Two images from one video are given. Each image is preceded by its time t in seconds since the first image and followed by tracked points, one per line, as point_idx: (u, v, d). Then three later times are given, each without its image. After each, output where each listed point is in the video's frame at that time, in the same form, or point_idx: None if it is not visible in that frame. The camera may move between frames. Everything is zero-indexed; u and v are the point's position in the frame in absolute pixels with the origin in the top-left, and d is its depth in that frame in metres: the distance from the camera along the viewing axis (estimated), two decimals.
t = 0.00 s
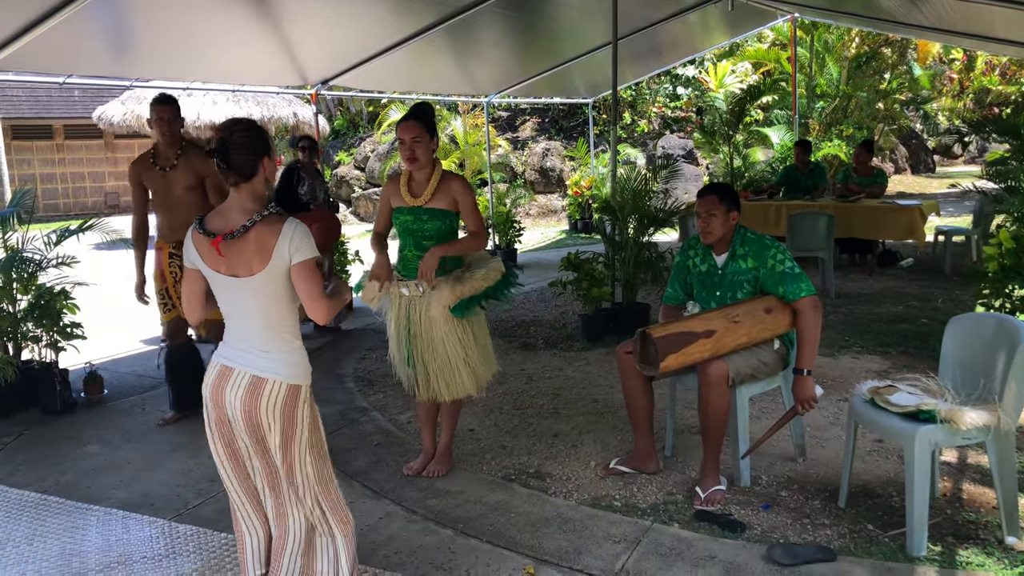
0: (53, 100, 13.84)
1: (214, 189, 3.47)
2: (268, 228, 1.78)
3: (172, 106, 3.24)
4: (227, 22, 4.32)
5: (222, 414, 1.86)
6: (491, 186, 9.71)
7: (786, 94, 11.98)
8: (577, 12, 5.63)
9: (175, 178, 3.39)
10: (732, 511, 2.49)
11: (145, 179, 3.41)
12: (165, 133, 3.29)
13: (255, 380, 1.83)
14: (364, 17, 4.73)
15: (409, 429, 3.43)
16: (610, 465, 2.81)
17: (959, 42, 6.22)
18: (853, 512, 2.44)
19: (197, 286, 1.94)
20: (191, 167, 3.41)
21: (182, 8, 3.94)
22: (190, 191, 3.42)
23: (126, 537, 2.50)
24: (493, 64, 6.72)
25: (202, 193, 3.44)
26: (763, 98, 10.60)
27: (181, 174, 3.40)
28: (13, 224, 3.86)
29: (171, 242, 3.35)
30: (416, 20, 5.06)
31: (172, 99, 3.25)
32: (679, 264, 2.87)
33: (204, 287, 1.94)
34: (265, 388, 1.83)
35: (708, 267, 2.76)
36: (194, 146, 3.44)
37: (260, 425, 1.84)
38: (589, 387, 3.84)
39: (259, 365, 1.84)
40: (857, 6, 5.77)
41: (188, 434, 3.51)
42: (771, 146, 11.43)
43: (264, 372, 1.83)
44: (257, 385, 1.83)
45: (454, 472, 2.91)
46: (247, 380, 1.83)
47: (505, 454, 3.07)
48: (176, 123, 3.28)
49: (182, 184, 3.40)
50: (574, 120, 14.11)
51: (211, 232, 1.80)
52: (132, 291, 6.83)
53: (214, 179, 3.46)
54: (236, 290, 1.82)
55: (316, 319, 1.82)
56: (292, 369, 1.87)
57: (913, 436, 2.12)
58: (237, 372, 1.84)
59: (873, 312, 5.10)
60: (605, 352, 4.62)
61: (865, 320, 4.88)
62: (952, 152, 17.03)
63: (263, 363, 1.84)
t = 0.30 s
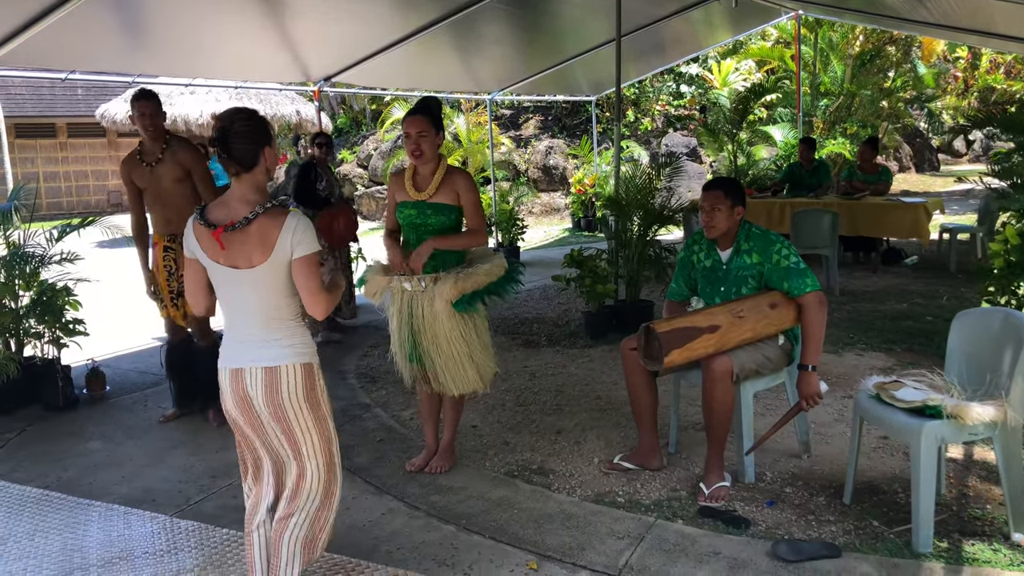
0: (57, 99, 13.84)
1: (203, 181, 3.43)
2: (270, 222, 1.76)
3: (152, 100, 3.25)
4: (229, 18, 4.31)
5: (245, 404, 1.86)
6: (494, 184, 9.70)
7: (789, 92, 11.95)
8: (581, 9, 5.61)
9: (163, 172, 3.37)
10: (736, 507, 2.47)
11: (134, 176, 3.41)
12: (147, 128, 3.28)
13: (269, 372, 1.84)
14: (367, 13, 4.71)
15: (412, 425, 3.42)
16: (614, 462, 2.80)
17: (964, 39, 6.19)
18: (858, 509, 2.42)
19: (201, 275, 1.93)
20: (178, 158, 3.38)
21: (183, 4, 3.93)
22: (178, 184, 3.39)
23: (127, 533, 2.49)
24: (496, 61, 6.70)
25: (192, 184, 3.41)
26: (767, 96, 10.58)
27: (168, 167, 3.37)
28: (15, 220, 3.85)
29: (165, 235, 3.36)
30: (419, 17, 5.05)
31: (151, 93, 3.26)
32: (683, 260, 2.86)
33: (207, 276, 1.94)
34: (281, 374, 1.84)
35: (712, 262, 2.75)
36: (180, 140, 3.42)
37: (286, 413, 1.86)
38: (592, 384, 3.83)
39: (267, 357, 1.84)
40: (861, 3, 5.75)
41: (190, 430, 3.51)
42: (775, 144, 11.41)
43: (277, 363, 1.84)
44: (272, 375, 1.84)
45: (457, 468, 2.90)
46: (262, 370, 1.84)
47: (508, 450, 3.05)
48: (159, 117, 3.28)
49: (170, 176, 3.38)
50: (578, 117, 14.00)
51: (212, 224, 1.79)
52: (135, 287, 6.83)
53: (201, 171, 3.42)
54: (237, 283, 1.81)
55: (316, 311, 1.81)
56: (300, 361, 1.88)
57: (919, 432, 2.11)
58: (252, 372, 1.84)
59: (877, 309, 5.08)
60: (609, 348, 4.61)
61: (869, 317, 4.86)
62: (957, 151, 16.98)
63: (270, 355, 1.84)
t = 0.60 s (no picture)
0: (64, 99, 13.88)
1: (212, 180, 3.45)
2: (281, 222, 1.77)
3: (164, 98, 3.21)
4: (236, 17, 4.31)
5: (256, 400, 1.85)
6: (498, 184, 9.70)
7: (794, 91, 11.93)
8: (587, 9, 5.61)
9: (173, 170, 3.37)
10: (742, 507, 2.47)
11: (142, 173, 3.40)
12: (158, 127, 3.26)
13: (280, 369, 1.84)
14: (373, 12, 4.71)
15: (418, 424, 3.42)
16: (620, 461, 2.80)
17: (970, 38, 6.17)
18: (865, 508, 2.42)
19: (210, 275, 1.93)
20: (189, 157, 3.38)
21: (190, 3, 3.94)
22: (189, 182, 3.39)
23: (134, 531, 2.49)
24: (502, 60, 6.70)
25: (203, 182, 3.42)
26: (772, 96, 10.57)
27: (178, 166, 3.37)
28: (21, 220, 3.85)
29: (175, 235, 3.38)
30: (425, 16, 5.05)
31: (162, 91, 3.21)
32: (689, 259, 2.85)
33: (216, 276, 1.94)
34: (292, 373, 1.85)
35: (719, 261, 2.74)
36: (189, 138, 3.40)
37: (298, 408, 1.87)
38: (598, 383, 3.83)
39: (279, 356, 1.84)
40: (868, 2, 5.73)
41: (196, 428, 3.51)
42: (780, 144, 11.39)
43: (289, 361, 1.85)
44: (285, 374, 1.84)
45: (463, 467, 2.90)
46: (274, 367, 1.84)
47: (514, 449, 3.05)
48: (170, 116, 3.26)
49: (182, 175, 3.38)
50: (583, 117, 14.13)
51: (221, 224, 1.79)
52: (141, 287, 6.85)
53: (211, 170, 3.43)
54: (246, 284, 1.81)
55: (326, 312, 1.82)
56: (314, 358, 1.89)
57: (926, 432, 2.10)
58: (261, 368, 1.84)
59: (883, 309, 5.07)
60: (614, 348, 4.61)
61: (875, 317, 4.85)
62: (962, 151, 16.94)
63: (283, 354, 1.85)
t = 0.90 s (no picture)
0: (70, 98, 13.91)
1: (235, 181, 3.46)
2: (294, 219, 1.77)
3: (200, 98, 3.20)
4: (244, 17, 4.32)
5: (246, 405, 1.85)
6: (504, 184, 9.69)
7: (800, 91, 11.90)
8: (593, 9, 5.60)
9: (199, 170, 3.37)
10: (751, 507, 2.47)
11: (169, 170, 3.40)
12: (190, 124, 3.24)
13: (277, 374, 1.83)
14: (380, 12, 4.72)
15: (424, 424, 3.42)
16: (627, 461, 2.79)
17: (978, 38, 6.15)
18: (873, 509, 2.41)
19: (220, 270, 1.93)
20: (216, 159, 3.38)
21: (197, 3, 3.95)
22: (214, 183, 3.39)
23: (142, 530, 2.50)
24: (508, 60, 6.69)
25: (227, 186, 3.42)
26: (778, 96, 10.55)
27: (206, 165, 3.37)
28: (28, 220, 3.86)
29: (193, 235, 3.38)
30: (431, 16, 5.05)
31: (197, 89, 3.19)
32: (697, 259, 2.85)
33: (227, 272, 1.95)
34: (286, 380, 1.83)
35: (726, 261, 2.74)
36: (218, 137, 3.40)
37: (286, 415, 1.85)
38: (604, 383, 3.82)
39: (278, 358, 1.83)
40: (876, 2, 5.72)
41: (204, 428, 3.52)
42: (786, 144, 11.37)
43: (286, 365, 1.83)
44: (280, 378, 1.83)
45: (469, 467, 2.90)
46: (271, 370, 1.83)
47: (521, 450, 3.05)
48: (202, 115, 3.25)
49: (208, 175, 3.38)
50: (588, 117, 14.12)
51: (232, 223, 1.79)
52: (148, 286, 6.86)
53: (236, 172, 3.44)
54: (255, 279, 1.81)
55: (337, 308, 1.83)
56: (313, 363, 1.87)
57: (935, 433, 2.09)
58: (259, 364, 1.83)
59: (890, 310, 5.06)
60: (620, 348, 4.60)
61: (882, 318, 4.83)
62: (969, 151, 16.88)
63: (281, 356, 1.83)
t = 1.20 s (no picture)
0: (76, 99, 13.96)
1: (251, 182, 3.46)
2: (296, 215, 1.77)
3: (224, 103, 3.16)
4: (250, 17, 4.33)
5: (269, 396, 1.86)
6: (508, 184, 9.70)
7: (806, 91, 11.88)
8: (599, 8, 5.60)
9: (218, 171, 3.37)
10: (757, 505, 2.47)
11: (191, 165, 3.40)
12: (211, 126, 3.22)
13: (290, 363, 1.84)
14: (385, 12, 4.72)
15: (430, 423, 3.43)
16: (633, 460, 2.79)
17: (985, 37, 6.14)
18: (880, 507, 2.41)
19: (226, 268, 1.94)
20: (236, 164, 3.38)
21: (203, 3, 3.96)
22: (230, 186, 3.40)
23: (149, 527, 2.50)
24: (513, 60, 6.70)
25: (242, 190, 3.43)
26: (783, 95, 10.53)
27: (224, 168, 3.37)
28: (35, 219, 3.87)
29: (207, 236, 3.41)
30: (437, 15, 5.05)
31: (223, 92, 3.14)
32: (703, 258, 2.85)
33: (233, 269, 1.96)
34: (303, 367, 1.85)
35: (732, 259, 2.73)
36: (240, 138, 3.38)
37: (313, 408, 1.87)
38: (610, 382, 3.82)
39: (289, 351, 1.84)
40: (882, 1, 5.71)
41: (210, 426, 3.53)
42: (791, 143, 11.34)
43: (298, 356, 1.84)
44: (296, 366, 1.84)
45: (475, 465, 2.90)
46: (285, 360, 1.84)
47: (526, 448, 3.06)
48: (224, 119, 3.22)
49: (225, 178, 3.38)
50: (593, 117, 14.12)
51: (236, 218, 1.80)
52: (154, 286, 6.88)
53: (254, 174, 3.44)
54: (259, 275, 1.82)
55: (338, 307, 1.83)
56: (324, 355, 1.88)
57: (942, 432, 2.09)
58: (271, 358, 1.84)
59: (896, 309, 5.05)
60: (625, 347, 4.60)
61: (888, 317, 4.82)
62: (976, 151, 16.82)
63: (290, 350, 1.84)
